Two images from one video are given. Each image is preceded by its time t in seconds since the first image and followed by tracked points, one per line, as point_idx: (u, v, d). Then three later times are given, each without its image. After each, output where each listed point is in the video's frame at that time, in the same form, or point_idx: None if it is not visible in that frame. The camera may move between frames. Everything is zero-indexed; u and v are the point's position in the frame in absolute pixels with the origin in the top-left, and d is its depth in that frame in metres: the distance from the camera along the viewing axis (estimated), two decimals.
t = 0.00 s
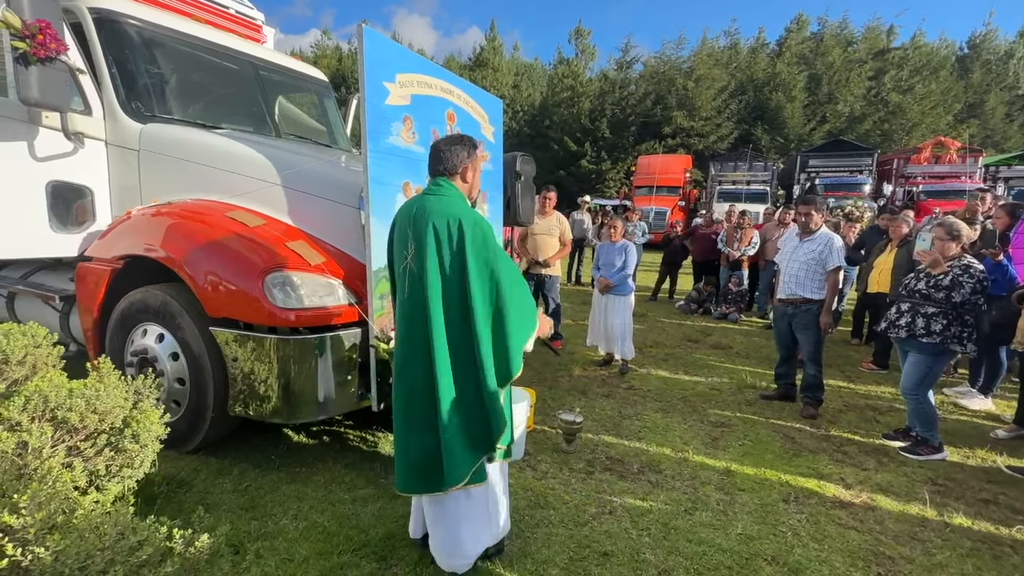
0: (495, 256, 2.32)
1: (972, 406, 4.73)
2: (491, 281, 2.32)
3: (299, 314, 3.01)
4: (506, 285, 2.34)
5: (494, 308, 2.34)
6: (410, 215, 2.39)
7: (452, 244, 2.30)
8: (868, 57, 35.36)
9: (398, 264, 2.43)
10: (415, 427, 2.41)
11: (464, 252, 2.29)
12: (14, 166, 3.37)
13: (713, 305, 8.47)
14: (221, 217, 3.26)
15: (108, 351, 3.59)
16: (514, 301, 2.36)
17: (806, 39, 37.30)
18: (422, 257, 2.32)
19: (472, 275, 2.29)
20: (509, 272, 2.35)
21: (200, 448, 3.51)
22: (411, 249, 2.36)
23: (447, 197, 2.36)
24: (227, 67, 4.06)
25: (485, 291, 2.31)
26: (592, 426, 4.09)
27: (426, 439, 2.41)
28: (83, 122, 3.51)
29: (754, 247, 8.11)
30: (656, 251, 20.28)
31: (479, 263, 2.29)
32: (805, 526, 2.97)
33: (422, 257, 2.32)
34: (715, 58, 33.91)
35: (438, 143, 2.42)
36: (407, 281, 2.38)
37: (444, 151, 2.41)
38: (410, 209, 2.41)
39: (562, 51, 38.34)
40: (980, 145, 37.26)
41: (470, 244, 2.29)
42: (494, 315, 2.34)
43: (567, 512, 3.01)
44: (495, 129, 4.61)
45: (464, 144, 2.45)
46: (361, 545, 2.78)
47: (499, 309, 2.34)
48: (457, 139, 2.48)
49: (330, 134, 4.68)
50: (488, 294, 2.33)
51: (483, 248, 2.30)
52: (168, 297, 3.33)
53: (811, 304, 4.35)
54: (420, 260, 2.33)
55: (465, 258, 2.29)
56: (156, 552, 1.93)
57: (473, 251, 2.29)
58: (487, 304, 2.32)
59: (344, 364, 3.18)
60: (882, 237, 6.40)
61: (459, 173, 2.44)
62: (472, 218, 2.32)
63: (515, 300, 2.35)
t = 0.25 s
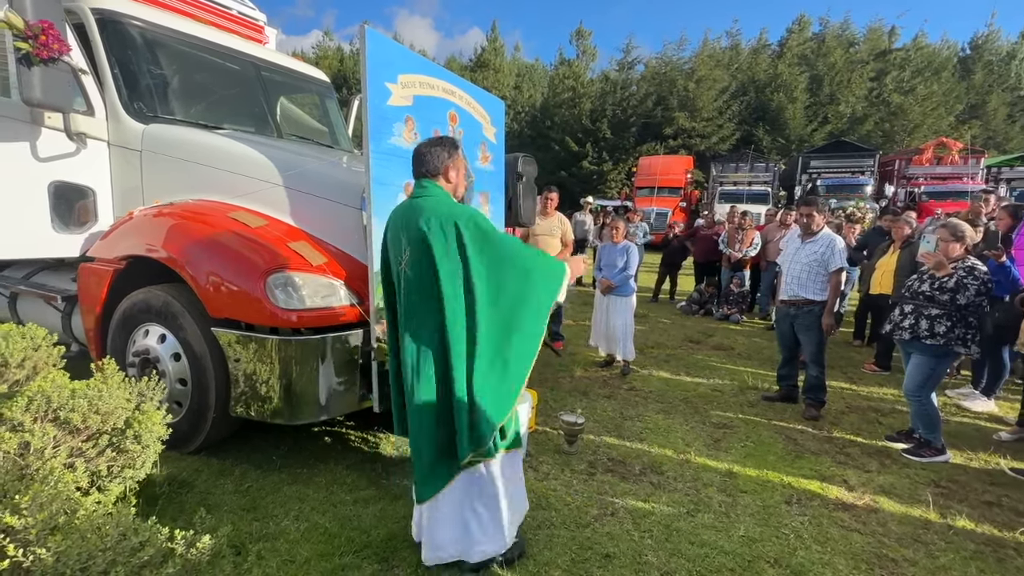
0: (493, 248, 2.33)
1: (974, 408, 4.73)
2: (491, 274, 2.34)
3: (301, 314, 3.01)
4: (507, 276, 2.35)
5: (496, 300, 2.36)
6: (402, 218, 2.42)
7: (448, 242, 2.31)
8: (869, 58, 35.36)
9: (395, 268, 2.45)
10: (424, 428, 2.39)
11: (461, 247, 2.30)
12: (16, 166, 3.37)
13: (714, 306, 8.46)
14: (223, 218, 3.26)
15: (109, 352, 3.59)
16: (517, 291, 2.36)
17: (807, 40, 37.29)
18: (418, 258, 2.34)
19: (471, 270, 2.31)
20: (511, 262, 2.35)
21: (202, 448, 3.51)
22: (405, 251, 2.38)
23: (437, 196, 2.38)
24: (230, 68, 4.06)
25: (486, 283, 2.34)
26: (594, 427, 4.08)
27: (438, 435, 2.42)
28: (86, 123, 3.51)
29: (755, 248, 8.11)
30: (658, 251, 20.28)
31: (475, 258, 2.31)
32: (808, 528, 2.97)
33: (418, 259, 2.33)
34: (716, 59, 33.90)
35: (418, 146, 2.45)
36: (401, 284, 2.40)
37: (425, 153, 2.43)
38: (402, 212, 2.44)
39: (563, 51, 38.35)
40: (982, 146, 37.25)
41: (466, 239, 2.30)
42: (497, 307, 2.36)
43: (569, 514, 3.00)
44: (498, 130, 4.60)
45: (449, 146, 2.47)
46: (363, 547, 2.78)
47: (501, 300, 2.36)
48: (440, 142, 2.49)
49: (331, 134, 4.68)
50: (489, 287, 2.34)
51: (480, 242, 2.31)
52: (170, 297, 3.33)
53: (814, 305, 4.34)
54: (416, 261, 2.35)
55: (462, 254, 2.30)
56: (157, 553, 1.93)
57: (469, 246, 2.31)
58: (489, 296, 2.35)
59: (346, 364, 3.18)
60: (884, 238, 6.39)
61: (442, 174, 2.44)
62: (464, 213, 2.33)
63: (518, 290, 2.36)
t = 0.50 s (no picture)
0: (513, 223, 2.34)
1: (977, 409, 4.72)
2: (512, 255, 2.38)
3: (302, 315, 3.01)
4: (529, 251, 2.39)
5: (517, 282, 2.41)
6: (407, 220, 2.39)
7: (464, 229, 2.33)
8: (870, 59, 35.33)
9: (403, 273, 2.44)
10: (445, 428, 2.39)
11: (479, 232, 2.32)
12: (17, 167, 3.38)
13: (716, 307, 8.46)
14: (224, 218, 3.26)
15: (110, 352, 3.59)
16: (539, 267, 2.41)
17: (808, 41, 37.29)
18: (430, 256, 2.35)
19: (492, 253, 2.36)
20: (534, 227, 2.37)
21: (203, 449, 3.51)
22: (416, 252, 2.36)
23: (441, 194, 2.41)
24: (231, 69, 4.06)
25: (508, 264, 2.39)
26: (596, 429, 4.08)
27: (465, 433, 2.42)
28: (88, 124, 3.51)
29: (756, 249, 8.10)
30: (659, 253, 20.28)
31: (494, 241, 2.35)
32: (810, 530, 2.96)
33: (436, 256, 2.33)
34: (717, 60, 33.91)
35: (414, 147, 2.46)
36: (411, 284, 2.36)
37: (421, 154, 2.43)
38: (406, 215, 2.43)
39: (564, 53, 38.37)
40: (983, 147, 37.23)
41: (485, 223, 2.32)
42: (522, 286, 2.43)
43: (571, 515, 3.00)
44: (499, 131, 4.60)
45: (446, 146, 2.47)
46: (364, 548, 2.78)
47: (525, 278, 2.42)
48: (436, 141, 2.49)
49: (332, 135, 4.68)
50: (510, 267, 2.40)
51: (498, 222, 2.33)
52: (171, 298, 3.33)
53: (815, 306, 4.34)
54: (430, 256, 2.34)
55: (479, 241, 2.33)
56: (158, 554, 1.92)
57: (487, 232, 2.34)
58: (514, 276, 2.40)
59: (347, 365, 3.18)
60: (885, 239, 6.39)
61: (439, 174, 2.45)
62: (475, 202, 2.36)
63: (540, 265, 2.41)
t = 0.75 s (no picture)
0: (519, 195, 2.35)
1: (978, 412, 4.72)
2: (524, 228, 2.38)
3: (303, 316, 3.02)
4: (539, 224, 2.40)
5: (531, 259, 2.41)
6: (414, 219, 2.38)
7: (472, 212, 2.32)
8: (870, 61, 35.36)
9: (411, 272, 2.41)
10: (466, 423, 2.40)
11: (489, 212, 2.32)
12: (19, 168, 3.37)
13: (716, 308, 8.47)
14: (225, 219, 3.26)
15: (111, 353, 3.58)
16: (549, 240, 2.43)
17: (808, 42, 37.33)
18: (442, 248, 2.32)
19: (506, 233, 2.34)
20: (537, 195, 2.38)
21: (203, 450, 3.50)
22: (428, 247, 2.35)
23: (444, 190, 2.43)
24: (232, 70, 4.05)
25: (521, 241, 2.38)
26: (597, 431, 4.07)
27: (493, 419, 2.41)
28: (89, 125, 3.50)
29: (756, 251, 8.07)
30: (659, 254, 20.29)
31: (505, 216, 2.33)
32: (811, 533, 2.96)
33: (452, 243, 2.31)
34: (717, 61, 33.93)
35: (415, 147, 2.46)
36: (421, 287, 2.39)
37: (422, 155, 2.44)
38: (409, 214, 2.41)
39: (564, 54, 38.41)
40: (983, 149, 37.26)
41: (492, 200, 2.32)
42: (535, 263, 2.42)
43: (572, 518, 2.99)
44: (500, 133, 4.59)
45: (449, 145, 2.48)
46: (365, 550, 2.77)
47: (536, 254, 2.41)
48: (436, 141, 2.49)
49: (333, 137, 4.67)
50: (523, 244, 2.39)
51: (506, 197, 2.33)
52: (172, 299, 3.32)
53: (816, 308, 4.34)
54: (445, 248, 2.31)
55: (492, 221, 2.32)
56: (159, 556, 1.91)
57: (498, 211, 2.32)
58: (528, 252, 2.39)
59: (348, 366, 3.18)
60: (886, 241, 6.38)
61: (440, 174, 2.45)
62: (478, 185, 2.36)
63: (549, 236, 2.43)
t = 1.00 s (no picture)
0: (514, 190, 2.30)
1: (979, 414, 4.72)
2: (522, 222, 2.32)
3: (303, 318, 3.02)
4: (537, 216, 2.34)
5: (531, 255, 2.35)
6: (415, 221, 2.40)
7: (469, 210, 2.32)
8: (869, 63, 35.40)
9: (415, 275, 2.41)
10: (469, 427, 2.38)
11: (485, 209, 2.29)
12: (19, 170, 3.37)
13: (716, 310, 8.48)
14: (225, 220, 3.26)
15: (110, 354, 3.57)
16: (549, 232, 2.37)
17: (807, 45, 37.38)
18: (443, 249, 2.33)
19: (504, 229, 2.28)
20: (532, 186, 2.33)
21: (203, 452, 3.49)
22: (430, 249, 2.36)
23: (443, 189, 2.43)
24: (232, 72, 4.05)
25: (520, 236, 2.33)
26: (598, 433, 4.07)
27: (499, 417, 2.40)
28: (89, 126, 3.50)
29: (756, 252, 8.02)
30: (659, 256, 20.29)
31: (500, 211, 2.29)
32: (812, 536, 2.95)
33: (452, 242, 2.31)
34: (717, 63, 33.97)
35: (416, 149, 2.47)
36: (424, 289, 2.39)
37: (424, 158, 2.45)
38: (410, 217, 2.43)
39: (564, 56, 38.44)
40: (982, 151, 37.31)
41: (487, 196, 2.29)
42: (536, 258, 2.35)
43: (572, 520, 2.99)
44: (500, 135, 4.59)
45: (450, 146, 2.48)
46: (364, 552, 2.76)
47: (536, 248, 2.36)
48: (437, 142, 2.50)
49: (334, 138, 4.67)
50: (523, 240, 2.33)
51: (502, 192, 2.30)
52: (172, 300, 3.32)
53: (817, 310, 4.34)
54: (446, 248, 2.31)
55: (489, 218, 2.29)
56: (157, 559, 1.90)
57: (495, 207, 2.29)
58: (528, 246, 2.34)
59: (348, 367, 3.18)
60: (886, 243, 6.38)
61: (441, 176, 2.46)
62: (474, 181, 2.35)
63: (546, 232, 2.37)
